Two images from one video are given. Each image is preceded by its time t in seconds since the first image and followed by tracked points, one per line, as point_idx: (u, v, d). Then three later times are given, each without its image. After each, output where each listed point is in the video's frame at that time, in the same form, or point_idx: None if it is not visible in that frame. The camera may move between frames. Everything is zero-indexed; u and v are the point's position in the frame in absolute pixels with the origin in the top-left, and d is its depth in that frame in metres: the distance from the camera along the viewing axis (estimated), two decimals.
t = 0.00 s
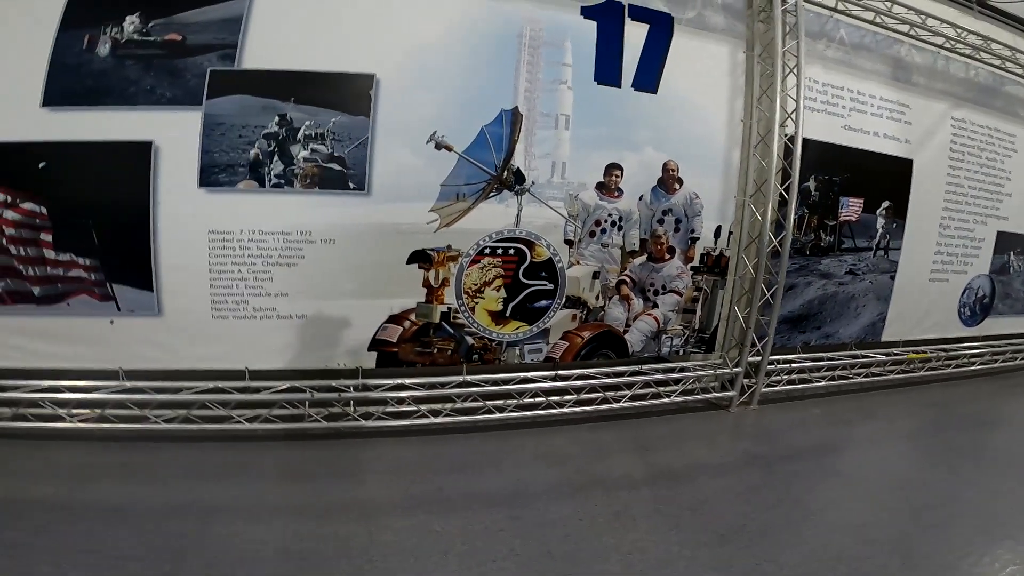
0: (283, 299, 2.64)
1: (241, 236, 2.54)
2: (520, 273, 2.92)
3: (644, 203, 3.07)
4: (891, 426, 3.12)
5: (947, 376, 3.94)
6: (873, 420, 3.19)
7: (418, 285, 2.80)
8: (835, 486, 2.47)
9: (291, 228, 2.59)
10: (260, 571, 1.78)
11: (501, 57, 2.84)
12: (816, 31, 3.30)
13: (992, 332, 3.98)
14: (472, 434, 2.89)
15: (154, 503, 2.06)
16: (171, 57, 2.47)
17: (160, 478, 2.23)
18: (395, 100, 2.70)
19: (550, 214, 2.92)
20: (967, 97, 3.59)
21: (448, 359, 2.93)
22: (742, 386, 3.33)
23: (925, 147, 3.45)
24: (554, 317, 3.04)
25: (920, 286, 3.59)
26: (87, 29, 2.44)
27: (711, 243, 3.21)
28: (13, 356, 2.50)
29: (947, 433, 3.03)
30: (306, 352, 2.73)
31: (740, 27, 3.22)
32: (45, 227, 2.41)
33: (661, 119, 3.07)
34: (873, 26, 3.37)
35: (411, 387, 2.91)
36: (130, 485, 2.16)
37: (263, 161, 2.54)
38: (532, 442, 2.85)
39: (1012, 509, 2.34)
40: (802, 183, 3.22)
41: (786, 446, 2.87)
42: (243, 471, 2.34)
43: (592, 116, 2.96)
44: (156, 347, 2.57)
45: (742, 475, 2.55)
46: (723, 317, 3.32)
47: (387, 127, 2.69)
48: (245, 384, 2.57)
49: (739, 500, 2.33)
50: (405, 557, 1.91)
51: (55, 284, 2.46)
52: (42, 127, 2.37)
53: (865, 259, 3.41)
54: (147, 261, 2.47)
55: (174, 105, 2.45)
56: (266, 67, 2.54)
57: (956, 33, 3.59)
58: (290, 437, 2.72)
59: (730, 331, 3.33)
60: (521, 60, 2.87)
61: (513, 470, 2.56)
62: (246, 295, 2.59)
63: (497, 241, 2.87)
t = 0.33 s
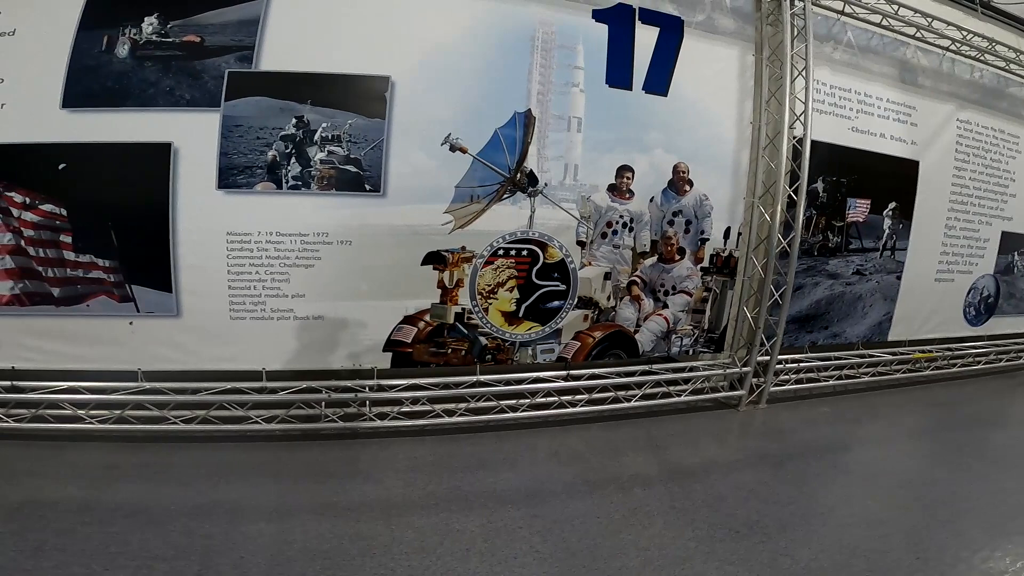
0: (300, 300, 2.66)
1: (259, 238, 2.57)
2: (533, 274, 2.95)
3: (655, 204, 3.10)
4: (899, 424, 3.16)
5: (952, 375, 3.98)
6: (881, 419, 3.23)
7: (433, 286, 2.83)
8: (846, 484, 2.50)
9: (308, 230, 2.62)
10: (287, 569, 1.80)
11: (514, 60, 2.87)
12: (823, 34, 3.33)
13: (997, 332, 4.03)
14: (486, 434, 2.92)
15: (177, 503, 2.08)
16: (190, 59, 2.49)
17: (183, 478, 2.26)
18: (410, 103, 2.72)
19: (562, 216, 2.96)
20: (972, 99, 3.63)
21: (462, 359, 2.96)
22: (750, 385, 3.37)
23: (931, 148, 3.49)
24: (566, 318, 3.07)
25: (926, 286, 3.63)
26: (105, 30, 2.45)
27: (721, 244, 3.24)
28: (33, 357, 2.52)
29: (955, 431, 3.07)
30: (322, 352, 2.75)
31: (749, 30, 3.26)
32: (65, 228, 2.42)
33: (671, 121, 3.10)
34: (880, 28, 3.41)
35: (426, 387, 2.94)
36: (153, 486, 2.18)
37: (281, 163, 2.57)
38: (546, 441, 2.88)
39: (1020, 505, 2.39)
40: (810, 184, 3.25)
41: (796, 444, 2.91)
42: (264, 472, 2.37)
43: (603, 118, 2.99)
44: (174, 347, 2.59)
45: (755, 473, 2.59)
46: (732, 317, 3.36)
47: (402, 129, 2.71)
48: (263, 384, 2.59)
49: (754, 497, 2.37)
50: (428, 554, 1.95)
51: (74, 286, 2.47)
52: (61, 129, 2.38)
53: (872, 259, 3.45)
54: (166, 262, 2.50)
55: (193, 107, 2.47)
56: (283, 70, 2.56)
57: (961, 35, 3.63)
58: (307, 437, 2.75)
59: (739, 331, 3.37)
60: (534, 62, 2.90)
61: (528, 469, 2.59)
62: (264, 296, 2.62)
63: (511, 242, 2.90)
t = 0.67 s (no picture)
0: (317, 302, 2.69)
1: (277, 240, 2.60)
2: (546, 275, 2.99)
3: (666, 206, 3.13)
4: (906, 423, 3.20)
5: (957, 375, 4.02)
6: (888, 418, 3.28)
7: (447, 288, 2.86)
8: (857, 482, 2.54)
9: (325, 232, 2.64)
10: (314, 569, 1.83)
11: (527, 64, 2.90)
12: (831, 37, 3.37)
13: (1001, 331, 4.07)
14: (500, 434, 2.96)
15: (202, 504, 2.11)
16: (208, 61, 2.51)
17: (205, 479, 2.29)
18: (425, 106, 2.75)
19: (575, 218, 2.99)
20: (977, 100, 3.67)
21: (475, 360, 2.99)
22: (759, 385, 3.41)
23: (937, 150, 3.53)
24: (578, 318, 3.11)
25: (932, 286, 3.68)
26: (125, 32, 2.47)
27: (730, 245, 3.28)
28: (52, 358, 2.54)
29: (961, 430, 3.12)
30: (339, 353, 2.78)
31: (758, 33, 3.29)
32: (85, 231, 2.44)
33: (682, 124, 3.14)
34: (887, 31, 3.44)
35: (440, 387, 2.97)
36: (176, 486, 2.21)
37: (298, 165, 2.60)
38: (559, 440, 2.92)
39: None
40: (819, 186, 3.29)
41: (806, 443, 2.96)
42: (284, 473, 2.40)
43: (615, 120, 3.02)
44: (193, 348, 2.62)
45: (766, 471, 2.63)
46: (741, 318, 3.39)
47: (418, 133, 2.74)
48: (281, 385, 2.62)
49: (767, 495, 2.41)
50: (451, 553, 1.98)
51: (94, 288, 2.49)
52: (82, 131, 2.40)
53: (879, 260, 3.49)
54: (185, 264, 2.52)
55: (212, 109, 2.49)
56: (300, 73, 2.59)
57: (967, 37, 3.66)
58: (324, 437, 2.78)
59: (747, 331, 3.40)
60: (547, 66, 2.93)
61: (543, 468, 2.62)
62: (281, 297, 2.64)
63: (524, 244, 2.93)
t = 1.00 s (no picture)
0: (334, 303, 2.72)
1: (294, 242, 2.62)
2: (559, 277, 3.02)
3: (677, 209, 3.17)
4: (913, 423, 3.25)
5: (964, 375, 4.06)
6: (895, 418, 3.32)
7: (462, 290, 2.89)
8: (867, 481, 2.58)
9: (342, 235, 2.67)
10: (340, 569, 1.87)
11: (540, 67, 2.92)
12: (840, 40, 3.40)
13: (1006, 332, 4.12)
14: (513, 434, 2.99)
15: (225, 505, 2.14)
16: (227, 63, 2.54)
17: (227, 480, 2.31)
18: (439, 110, 2.78)
19: (587, 220, 3.02)
20: (983, 103, 3.71)
21: (489, 360, 3.03)
22: (768, 385, 3.44)
23: (944, 152, 3.57)
24: (590, 319, 3.14)
25: (938, 286, 3.72)
26: (144, 33, 2.48)
27: (740, 247, 3.31)
28: (71, 360, 2.54)
29: (968, 429, 3.16)
30: (354, 355, 2.81)
31: (767, 37, 3.32)
32: (105, 233, 2.45)
33: (693, 127, 3.17)
34: (895, 35, 3.47)
35: (454, 387, 3.01)
36: (199, 487, 2.23)
37: (316, 168, 2.62)
38: (573, 440, 2.95)
39: None
40: (828, 188, 3.32)
41: (815, 442, 3.00)
42: (304, 474, 2.43)
43: (627, 123, 3.05)
44: (212, 349, 2.64)
45: (778, 471, 2.66)
46: (750, 319, 3.43)
47: (433, 136, 2.77)
48: (299, 386, 2.65)
49: (779, 494, 2.45)
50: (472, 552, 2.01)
51: (114, 290, 2.50)
52: (102, 133, 2.41)
53: (887, 261, 3.53)
54: (205, 265, 2.55)
55: (231, 111, 2.51)
56: (318, 76, 2.61)
57: (974, 40, 3.70)
58: (340, 437, 2.81)
59: (756, 332, 3.44)
60: (560, 69, 2.96)
61: (558, 468, 2.66)
62: (299, 299, 2.67)
63: (537, 245, 2.96)
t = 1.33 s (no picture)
0: (349, 304, 2.73)
1: (310, 243, 2.64)
2: (571, 278, 3.04)
3: (688, 211, 3.19)
4: (921, 422, 3.27)
5: (970, 375, 4.08)
6: (904, 417, 3.35)
7: (475, 291, 2.91)
8: (878, 480, 2.61)
9: (358, 236, 2.69)
10: (362, 568, 1.88)
11: (553, 69, 2.94)
12: (849, 43, 3.43)
13: (1011, 332, 4.15)
14: (526, 433, 3.01)
15: (245, 506, 2.15)
16: (244, 64, 2.55)
17: (245, 480, 2.33)
18: (453, 112, 2.79)
19: (599, 221, 3.05)
20: (990, 104, 3.74)
21: (502, 361, 3.05)
22: (777, 384, 3.47)
23: (951, 154, 3.60)
24: (602, 320, 3.16)
25: (945, 286, 3.75)
26: (161, 33, 2.49)
27: (749, 248, 3.33)
28: (88, 360, 2.55)
29: (976, 428, 3.19)
30: (369, 355, 2.83)
31: (776, 39, 3.34)
32: (124, 234, 2.46)
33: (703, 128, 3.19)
34: (903, 37, 3.50)
35: (468, 388, 3.03)
36: (218, 489, 2.25)
37: (332, 169, 2.64)
38: (585, 439, 2.98)
39: None
40: (836, 190, 3.35)
41: (825, 442, 3.02)
42: (321, 474, 2.45)
43: (639, 125, 3.07)
44: (228, 350, 2.65)
45: (789, 470, 2.69)
46: (759, 319, 3.45)
47: (447, 137, 2.78)
48: (315, 387, 2.67)
49: (792, 492, 2.48)
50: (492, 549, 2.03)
51: (132, 291, 2.51)
52: (119, 134, 2.42)
53: (894, 261, 3.56)
54: (222, 266, 2.56)
55: (248, 112, 2.53)
56: (333, 78, 2.63)
57: (980, 42, 3.72)
58: (355, 437, 2.83)
59: (765, 332, 3.46)
60: (572, 71, 2.97)
61: (573, 466, 2.68)
62: (314, 300, 2.69)
63: (550, 246, 2.98)
